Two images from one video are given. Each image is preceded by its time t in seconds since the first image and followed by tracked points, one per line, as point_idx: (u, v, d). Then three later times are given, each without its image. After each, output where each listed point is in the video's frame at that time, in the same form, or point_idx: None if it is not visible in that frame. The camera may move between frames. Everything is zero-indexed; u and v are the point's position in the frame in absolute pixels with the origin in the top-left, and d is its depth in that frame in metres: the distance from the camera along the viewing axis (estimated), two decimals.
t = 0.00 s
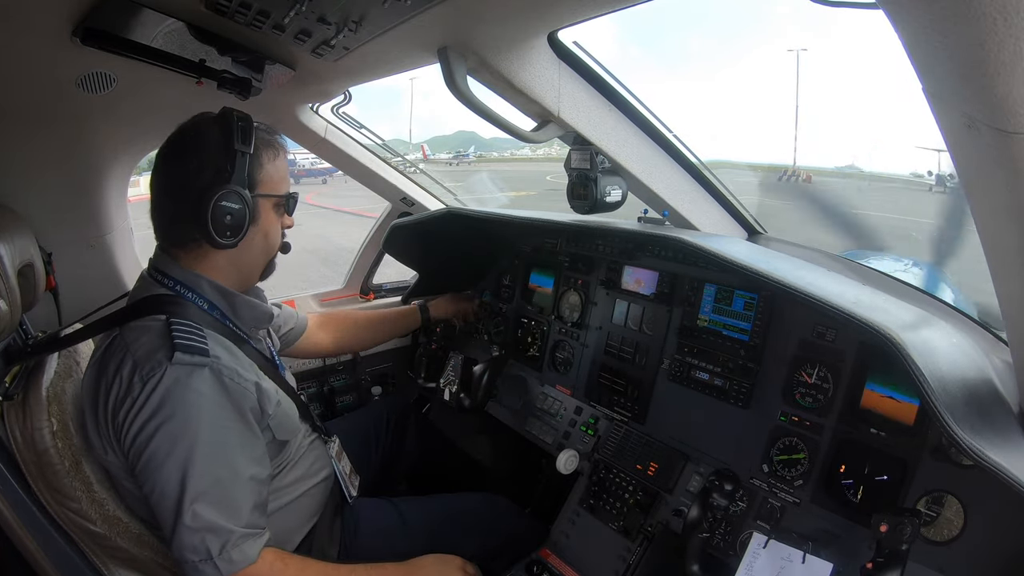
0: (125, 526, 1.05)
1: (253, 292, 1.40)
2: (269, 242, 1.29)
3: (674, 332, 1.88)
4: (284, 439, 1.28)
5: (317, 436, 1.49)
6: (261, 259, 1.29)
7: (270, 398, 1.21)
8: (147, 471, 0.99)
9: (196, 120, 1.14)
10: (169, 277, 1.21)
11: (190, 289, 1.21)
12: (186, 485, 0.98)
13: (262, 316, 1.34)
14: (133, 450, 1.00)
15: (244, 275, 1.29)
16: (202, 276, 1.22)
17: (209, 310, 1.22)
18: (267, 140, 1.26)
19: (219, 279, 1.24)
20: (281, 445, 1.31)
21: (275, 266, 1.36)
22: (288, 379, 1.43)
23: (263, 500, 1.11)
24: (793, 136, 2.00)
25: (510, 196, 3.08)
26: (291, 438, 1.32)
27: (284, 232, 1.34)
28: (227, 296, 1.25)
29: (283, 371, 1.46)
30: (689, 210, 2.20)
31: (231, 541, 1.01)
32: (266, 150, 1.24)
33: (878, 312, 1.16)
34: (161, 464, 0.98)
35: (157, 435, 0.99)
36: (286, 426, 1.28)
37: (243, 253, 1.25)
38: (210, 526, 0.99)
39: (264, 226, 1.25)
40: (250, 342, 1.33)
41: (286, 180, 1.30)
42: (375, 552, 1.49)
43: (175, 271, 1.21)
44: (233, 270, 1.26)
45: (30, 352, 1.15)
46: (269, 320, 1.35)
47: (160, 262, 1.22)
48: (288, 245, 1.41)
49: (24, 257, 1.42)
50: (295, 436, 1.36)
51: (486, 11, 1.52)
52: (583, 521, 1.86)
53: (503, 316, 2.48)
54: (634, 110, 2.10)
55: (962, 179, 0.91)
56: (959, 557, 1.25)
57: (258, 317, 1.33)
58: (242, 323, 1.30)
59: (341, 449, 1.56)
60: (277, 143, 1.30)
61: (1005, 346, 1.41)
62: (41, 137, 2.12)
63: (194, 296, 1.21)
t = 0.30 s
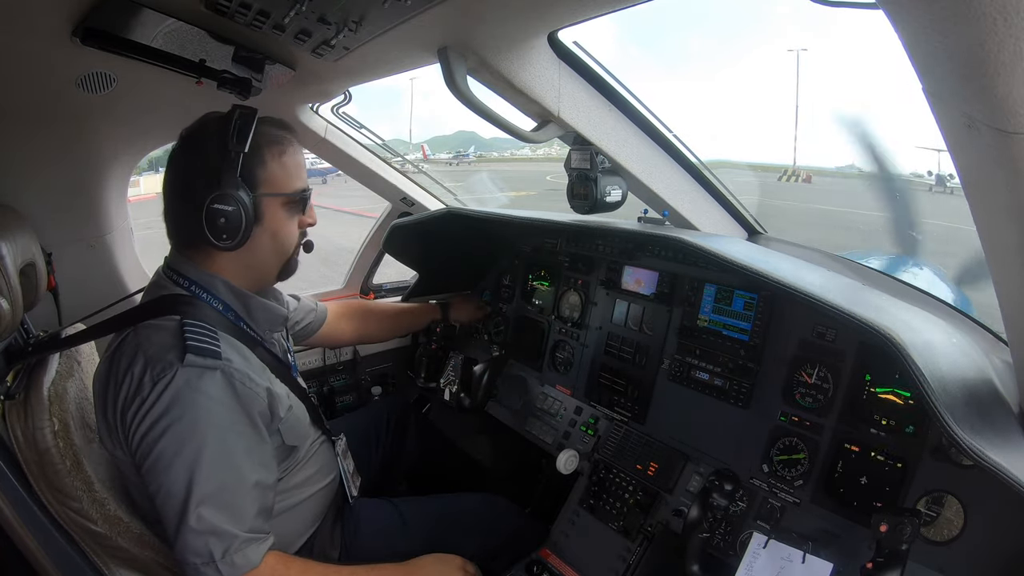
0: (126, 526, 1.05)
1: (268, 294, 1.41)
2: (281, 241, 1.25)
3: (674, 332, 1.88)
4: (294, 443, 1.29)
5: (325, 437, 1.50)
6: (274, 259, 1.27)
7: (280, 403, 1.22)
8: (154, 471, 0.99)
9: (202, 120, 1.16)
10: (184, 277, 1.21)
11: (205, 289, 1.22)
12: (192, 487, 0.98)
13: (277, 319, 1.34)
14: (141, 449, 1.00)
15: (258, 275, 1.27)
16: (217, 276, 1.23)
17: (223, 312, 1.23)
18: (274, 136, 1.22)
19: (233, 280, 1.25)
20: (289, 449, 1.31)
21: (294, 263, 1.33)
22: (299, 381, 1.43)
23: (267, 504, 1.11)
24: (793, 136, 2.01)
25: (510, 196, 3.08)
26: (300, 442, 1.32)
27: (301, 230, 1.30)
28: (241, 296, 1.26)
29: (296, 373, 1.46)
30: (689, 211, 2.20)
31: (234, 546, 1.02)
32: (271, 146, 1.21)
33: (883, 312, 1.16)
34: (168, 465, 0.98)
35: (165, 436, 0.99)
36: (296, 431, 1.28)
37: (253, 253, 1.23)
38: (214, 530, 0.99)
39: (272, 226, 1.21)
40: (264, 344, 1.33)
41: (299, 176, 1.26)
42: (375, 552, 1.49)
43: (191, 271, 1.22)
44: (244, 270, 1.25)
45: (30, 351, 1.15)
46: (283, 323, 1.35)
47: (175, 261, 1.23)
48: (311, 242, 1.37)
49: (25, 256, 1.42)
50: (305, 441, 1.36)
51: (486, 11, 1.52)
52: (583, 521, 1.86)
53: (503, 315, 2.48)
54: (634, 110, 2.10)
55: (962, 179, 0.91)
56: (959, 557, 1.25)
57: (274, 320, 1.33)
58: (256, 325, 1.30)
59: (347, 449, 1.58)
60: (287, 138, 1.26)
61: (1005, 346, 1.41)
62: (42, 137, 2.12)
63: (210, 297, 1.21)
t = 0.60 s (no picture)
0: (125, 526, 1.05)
1: (265, 293, 1.42)
2: (258, 244, 1.22)
3: (674, 332, 1.88)
4: (287, 445, 1.29)
5: (323, 438, 1.50)
6: (252, 262, 1.24)
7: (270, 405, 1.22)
8: (144, 476, 0.99)
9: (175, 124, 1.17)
10: (172, 278, 1.22)
11: (193, 290, 1.23)
12: (182, 492, 0.98)
13: (268, 317, 1.35)
14: (131, 453, 1.00)
15: (240, 277, 1.26)
16: (204, 276, 1.24)
17: (214, 312, 1.24)
18: (249, 134, 1.17)
19: (221, 280, 1.26)
20: (283, 450, 1.31)
21: (280, 267, 1.29)
22: (296, 381, 1.43)
23: (259, 507, 1.11)
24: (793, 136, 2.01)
25: (510, 196, 3.08)
26: (294, 443, 1.32)
27: (286, 232, 1.26)
28: (230, 295, 1.27)
29: (291, 372, 1.46)
30: (689, 210, 2.20)
31: (227, 549, 1.02)
32: (244, 146, 1.17)
33: (877, 312, 1.16)
34: (157, 470, 0.98)
35: (153, 441, 0.99)
36: (289, 432, 1.29)
37: (228, 255, 1.22)
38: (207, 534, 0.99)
39: (244, 228, 1.19)
40: (257, 341, 1.35)
41: (278, 176, 1.21)
42: (375, 553, 1.49)
43: (179, 272, 1.22)
44: (223, 272, 1.25)
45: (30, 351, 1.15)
46: (274, 321, 1.36)
47: (165, 264, 1.23)
48: (303, 246, 1.32)
49: (24, 256, 1.42)
50: (299, 441, 1.36)
51: (486, 11, 1.52)
52: (583, 521, 1.86)
53: (504, 316, 2.51)
54: (634, 110, 2.10)
55: (962, 179, 0.91)
56: (959, 557, 1.25)
57: (264, 317, 1.34)
58: (247, 323, 1.32)
59: (346, 449, 1.58)
60: (271, 136, 1.21)
61: (1005, 345, 1.41)
62: (42, 137, 2.12)
63: (198, 298, 1.22)
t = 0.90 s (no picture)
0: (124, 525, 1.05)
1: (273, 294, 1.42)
2: (260, 246, 1.21)
3: (674, 332, 1.88)
4: (293, 448, 1.29)
5: (325, 440, 1.50)
6: (255, 264, 1.23)
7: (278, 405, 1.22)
8: (154, 480, 0.99)
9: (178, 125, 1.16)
10: (177, 280, 1.22)
11: (199, 292, 1.23)
12: (195, 493, 0.98)
13: (274, 317, 1.35)
14: (141, 456, 1.00)
15: (244, 278, 1.26)
16: (209, 279, 1.24)
17: (219, 313, 1.24)
18: (250, 133, 1.15)
19: (226, 280, 1.26)
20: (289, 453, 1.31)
21: (285, 269, 1.28)
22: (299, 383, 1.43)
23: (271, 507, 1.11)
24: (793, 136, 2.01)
25: (510, 196, 3.08)
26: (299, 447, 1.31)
27: (289, 234, 1.24)
28: (236, 296, 1.27)
29: (294, 372, 1.47)
30: (689, 210, 2.20)
31: (244, 549, 1.02)
32: (245, 145, 1.15)
33: (877, 312, 1.16)
34: (168, 472, 0.98)
35: (163, 443, 0.99)
36: (296, 435, 1.28)
37: (230, 256, 1.21)
38: (225, 533, 1.00)
39: (245, 230, 1.18)
40: (263, 343, 1.35)
41: (280, 177, 1.18)
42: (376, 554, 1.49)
43: (185, 273, 1.22)
44: (227, 274, 1.24)
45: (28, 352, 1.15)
46: (279, 320, 1.36)
47: (170, 265, 1.23)
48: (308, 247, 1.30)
49: (25, 256, 1.42)
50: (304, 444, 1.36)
51: (486, 11, 1.52)
52: (582, 521, 1.86)
53: (504, 315, 2.51)
54: (634, 110, 2.10)
55: (962, 179, 0.91)
56: (958, 557, 1.25)
57: (271, 318, 1.34)
58: (253, 325, 1.32)
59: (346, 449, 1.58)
60: (273, 136, 1.18)
61: (1005, 345, 1.41)
62: (42, 137, 2.12)
63: (205, 299, 1.23)
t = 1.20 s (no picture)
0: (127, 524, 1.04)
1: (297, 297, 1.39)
2: (287, 248, 1.19)
3: (674, 332, 1.88)
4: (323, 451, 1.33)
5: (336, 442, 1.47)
6: (283, 267, 1.21)
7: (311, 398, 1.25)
8: (245, 467, 0.99)
9: (206, 126, 1.16)
10: (205, 282, 1.19)
11: (228, 294, 1.20)
12: (295, 460, 1.00)
13: (300, 320, 1.31)
14: (221, 452, 1.00)
15: (273, 281, 1.24)
16: (237, 280, 1.21)
17: (247, 316, 1.20)
18: (278, 134, 1.13)
19: (255, 283, 1.24)
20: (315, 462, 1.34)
21: (312, 272, 1.26)
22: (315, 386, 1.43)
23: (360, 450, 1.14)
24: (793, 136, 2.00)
25: (510, 196, 3.08)
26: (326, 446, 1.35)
27: (318, 236, 1.22)
28: (264, 299, 1.25)
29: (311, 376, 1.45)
30: (689, 210, 2.20)
31: (372, 479, 1.06)
32: (272, 145, 1.12)
33: (878, 312, 1.16)
34: (258, 457, 0.99)
35: (240, 432, 1.00)
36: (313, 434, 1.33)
37: (258, 259, 1.20)
38: (346, 474, 1.03)
39: (272, 233, 1.16)
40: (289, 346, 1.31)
41: (308, 177, 1.16)
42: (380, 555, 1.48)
43: (213, 275, 1.20)
44: (254, 276, 1.22)
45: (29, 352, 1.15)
46: (305, 323, 1.33)
47: (196, 266, 1.21)
48: (337, 250, 1.29)
49: (26, 257, 1.43)
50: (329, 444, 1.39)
51: (485, 11, 1.52)
52: (582, 521, 1.86)
53: (504, 315, 2.51)
54: (634, 111, 2.10)
55: (962, 179, 0.90)
56: (958, 557, 1.25)
57: (298, 321, 1.31)
58: (280, 327, 1.28)
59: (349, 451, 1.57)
60: (301, 136, 1.16)
61: (1005, 346, 1.41)
62: (42, 137, 2.13)
63: (233, 301, 1.19)
